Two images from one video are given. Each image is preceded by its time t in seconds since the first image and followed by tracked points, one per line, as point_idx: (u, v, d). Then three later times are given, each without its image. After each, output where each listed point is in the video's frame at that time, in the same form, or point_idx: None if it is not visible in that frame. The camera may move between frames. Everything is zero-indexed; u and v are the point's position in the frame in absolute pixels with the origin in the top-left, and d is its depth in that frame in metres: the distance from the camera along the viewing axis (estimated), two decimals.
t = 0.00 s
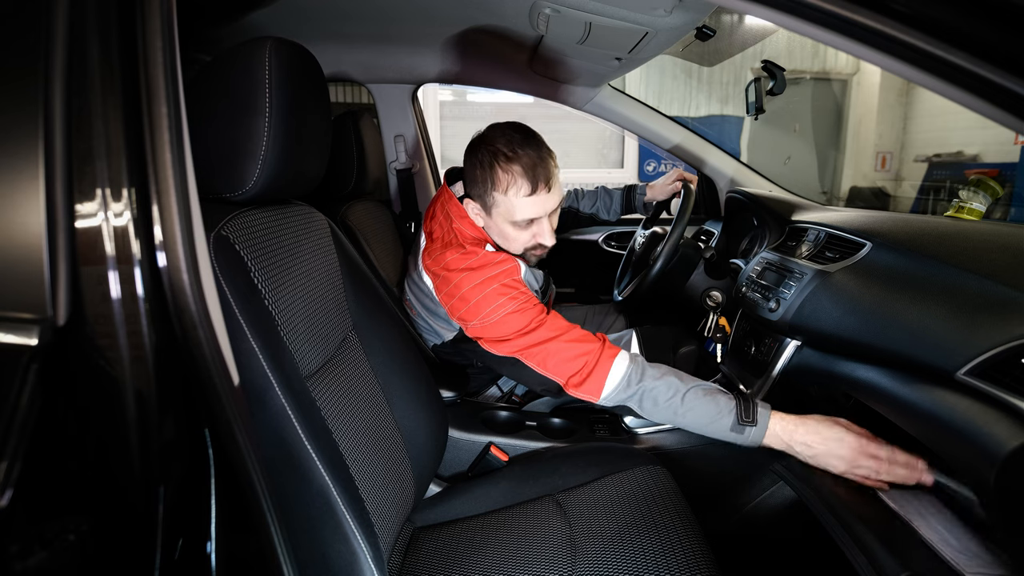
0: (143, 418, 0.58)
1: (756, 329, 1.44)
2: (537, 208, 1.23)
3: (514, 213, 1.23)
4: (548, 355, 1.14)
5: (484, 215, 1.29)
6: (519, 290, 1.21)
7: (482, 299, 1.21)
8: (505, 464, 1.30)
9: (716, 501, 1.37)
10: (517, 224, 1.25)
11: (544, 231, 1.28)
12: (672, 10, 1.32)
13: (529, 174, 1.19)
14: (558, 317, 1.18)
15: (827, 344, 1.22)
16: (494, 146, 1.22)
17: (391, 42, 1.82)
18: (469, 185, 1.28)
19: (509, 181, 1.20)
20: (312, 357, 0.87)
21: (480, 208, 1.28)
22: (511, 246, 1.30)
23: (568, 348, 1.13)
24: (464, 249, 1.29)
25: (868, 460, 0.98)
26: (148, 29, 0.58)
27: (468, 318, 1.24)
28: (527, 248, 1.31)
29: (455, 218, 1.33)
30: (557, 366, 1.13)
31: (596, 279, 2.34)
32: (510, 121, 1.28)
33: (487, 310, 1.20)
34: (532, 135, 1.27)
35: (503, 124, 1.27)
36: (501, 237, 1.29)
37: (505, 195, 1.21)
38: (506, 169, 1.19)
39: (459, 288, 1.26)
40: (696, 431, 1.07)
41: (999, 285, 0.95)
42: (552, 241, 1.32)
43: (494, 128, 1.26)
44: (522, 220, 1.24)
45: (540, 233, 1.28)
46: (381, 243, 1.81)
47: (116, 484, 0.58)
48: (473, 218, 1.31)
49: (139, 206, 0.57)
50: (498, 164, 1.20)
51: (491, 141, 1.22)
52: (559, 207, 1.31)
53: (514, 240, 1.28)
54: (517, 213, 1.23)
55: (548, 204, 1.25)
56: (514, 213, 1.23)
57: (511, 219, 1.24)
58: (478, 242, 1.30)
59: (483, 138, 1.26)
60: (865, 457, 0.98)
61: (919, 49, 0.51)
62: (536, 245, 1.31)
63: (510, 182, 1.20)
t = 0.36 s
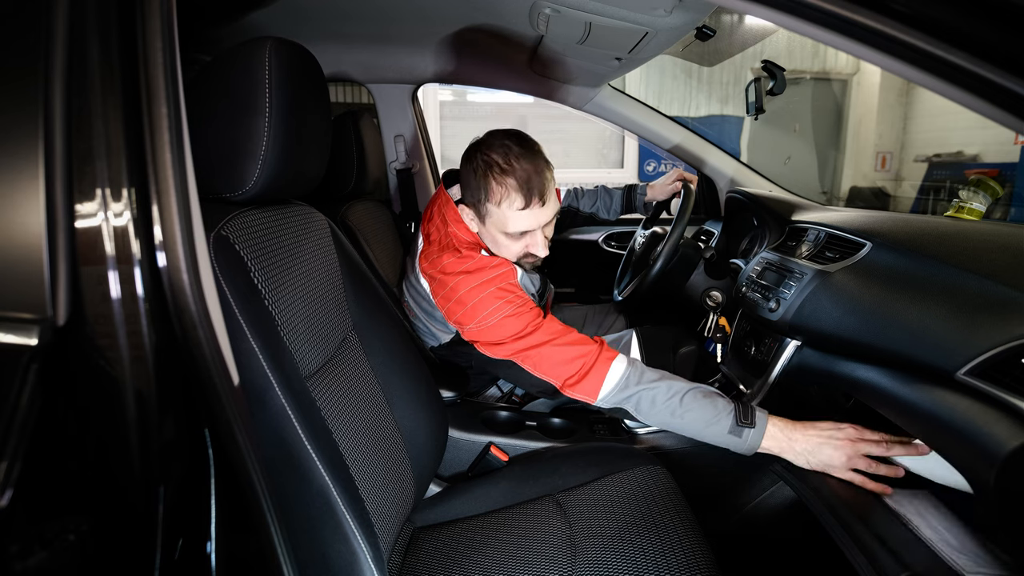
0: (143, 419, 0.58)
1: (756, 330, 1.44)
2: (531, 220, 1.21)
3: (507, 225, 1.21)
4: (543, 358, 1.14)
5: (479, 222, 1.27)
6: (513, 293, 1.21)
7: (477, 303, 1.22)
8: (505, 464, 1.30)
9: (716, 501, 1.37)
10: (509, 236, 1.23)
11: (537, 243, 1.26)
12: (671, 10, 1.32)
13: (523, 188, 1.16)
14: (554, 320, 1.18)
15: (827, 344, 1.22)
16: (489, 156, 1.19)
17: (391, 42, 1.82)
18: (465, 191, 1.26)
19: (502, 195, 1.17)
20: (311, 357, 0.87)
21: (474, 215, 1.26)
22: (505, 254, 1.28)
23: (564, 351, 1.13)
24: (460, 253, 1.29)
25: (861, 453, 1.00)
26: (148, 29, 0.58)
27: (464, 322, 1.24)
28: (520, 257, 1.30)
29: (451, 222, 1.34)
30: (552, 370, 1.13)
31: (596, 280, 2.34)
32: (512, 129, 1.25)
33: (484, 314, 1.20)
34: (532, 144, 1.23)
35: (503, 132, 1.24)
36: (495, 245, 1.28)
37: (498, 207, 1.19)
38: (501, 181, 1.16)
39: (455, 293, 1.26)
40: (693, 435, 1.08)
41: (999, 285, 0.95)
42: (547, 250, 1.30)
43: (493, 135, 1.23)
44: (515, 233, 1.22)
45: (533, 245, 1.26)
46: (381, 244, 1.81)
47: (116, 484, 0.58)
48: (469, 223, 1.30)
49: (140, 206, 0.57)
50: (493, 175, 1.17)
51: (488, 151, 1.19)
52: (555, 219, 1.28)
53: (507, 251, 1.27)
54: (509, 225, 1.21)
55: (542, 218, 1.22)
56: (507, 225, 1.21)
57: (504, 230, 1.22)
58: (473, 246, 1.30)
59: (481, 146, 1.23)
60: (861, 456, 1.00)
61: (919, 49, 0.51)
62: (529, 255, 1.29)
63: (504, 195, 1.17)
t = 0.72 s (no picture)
0: (143, 418, 0.58)
1: (756, 330, 1.44)
2: (531, 200, 1.22)
3: (507, 203, 1.22)
4: (520, 372, 1.11)
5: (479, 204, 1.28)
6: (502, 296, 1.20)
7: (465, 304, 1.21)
8: (505, 464, 1.30)
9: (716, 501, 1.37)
10: (509, 216, 1.24)
11: (536, 225, 1.27)
12: (671, 10, 1.32)
13: (525, 166, 1.17)
14: (538, 332, 1.15)
15: (828, 344, 1.22)
16: (492, 135, 1.20)
17: (391, 42, 1.82)
18: (466, 172, 1.27)
19: (504, 172, 1.18)
20: (311, 357, 0.87)
21: (475, 196, 1.27)
22: (504, 236, 1.29)
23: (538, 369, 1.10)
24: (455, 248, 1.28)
25: (790, 458, 0.88)
26: (148, 29, 0.58)
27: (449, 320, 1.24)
28: (518, 241, 1.30)
29: (449, 214, 1.34)
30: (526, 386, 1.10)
31: (596, 280, 2.34)
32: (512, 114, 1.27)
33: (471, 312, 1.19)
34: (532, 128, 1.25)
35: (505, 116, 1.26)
36: (494, 227, 1.29)
37: (499, 185, 1.20)
38: (502, 158, 1.18)
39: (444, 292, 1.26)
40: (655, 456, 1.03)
41: (999, 285, 0.95)
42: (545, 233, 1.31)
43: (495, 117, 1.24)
44: (514, 213, 1.23)
45: (532, 227, 1.27)
46: (381, 244, 1.81)
47: (116, 483, 0.58)
48: (470, 207, 1.31)
49: (140, 206, 0.57)
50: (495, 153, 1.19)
51: (490, 132, 1.21)
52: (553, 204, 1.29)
53: (505, 232, 1.27)
54: (509, 204, 1.22)
55: (542, 198, 1.23)
56: (507, 203, 1.22)
57: (504, 209, 1.23)
58: (468, 237, 1.29)
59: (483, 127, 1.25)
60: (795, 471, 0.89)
61: (919, 49, 0.51)
62: (527, 239, 1.30)
63: (506, 173, 1.18)
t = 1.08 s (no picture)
0: (143, 419, 0.58)
1: (756, 330, 1.44)
2: (560, 178, 1.12)
3: (539, 180, 1.11)
4: (533, 351, 1.06)
5: (505, 182, 1.14)
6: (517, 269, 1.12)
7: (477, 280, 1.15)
8: (505, 464, 1.29)
9: (716, 502, 1.38)
10: (536, 197, 1.13)
11: (561, 207, 1.16)
12: (671, 10, 1.33)
13: (557, 142, 1.09)
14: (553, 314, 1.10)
15: (828, 344, 1.22)
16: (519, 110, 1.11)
17: (391, 41, 1.82)
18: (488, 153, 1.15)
19: (540, 144, 1.09)
20: (311, 357, 0.87)
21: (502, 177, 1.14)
22: (529, 222, 1.16)
23: (552, 349, 1.06)
24: (469, 227, 1.18)
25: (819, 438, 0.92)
26: (148, 30, 0.58)
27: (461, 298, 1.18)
28: (541, 226, 1.18)
29: (468, 195, 1.20)
30: (539, 364, 1.06)
31: (596, 280, 2.34)
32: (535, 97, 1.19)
33: (483, 290, 1.13)
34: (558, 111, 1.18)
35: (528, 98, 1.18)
36: (517, 210, 1.15)
37: (530, 162, 1.09)
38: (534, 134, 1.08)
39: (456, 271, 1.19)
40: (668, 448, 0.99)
41: (999, 285, 0.95)
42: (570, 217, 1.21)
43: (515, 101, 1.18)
44: (543, 193, 1.13)
45: (558, 211, 1.17)
46: (381, 243, 1.81)
47: (116, 484, 0.58)
48: (491, 189, 1.16)
49: (140, 206, 0.57)
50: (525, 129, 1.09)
51: (518, 110, 1.11)
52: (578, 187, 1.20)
53: (532, 214, 1.15)
54: (539, 183, 1.11)
55: (571, 178, 1.14)
56: (540, 180, 1.11)
57: (533, 188, 1.12)
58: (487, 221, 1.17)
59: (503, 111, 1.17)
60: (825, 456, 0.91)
61: (919, 49, 0.51)
62: (551, 222, 1.18)
63: (542, 145, 1.09)
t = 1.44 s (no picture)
0: (142, 418, 0.58)
1: (757, 329, 1.48)
2: (666, 185, 1.14)
3: (650, 185, 1.12)
4: (650, 323, 1.10)
5: (610, 186, 1.14)
6: (614, 255, 1.15)
7: (580, 263, 1.16)
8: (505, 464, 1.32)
9: (715, 501, 1.38)
10: (643, 202, 1.14)
11: (661, 214, 1.19)
12: (671, 10, 1.33)
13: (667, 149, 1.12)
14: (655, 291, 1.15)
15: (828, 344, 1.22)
16: (629, 118, 1.14)
17: (391, 41, 1.82)
18: (591, 155, 1.15)
19: (654, 150, 1.11)
20: (311, 357, 0.87)
21: (608, 180, 1.14)
22: (629, 226, 1.17)
23: (671, 320, 1.09)
24: (565, 219, 1.17)
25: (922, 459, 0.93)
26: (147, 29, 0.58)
27: (567, 278, 1.18)
28: (639, 231, 1.19)
29: (565, 190, 1.18)
30: (656, 336, 1.08)
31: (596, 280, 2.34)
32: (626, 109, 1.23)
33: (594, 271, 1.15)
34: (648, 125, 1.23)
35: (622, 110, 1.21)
36: (617, 215, 1.15)
37: (643, 166, 1.11)
38: (647, 139, 1.11)
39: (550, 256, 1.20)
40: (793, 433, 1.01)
41: (999, 285, 0.95)
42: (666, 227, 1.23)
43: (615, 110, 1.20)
44: (650, 198, 1.14)
45: (657, 218, 1.18)
46: (382, 243, 1.82)
47: (115, 483, 0.58)
48: (593, 193, 1.16)
49: (139, 206, 0.57)
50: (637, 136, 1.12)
51: (626, 118, 1.14)
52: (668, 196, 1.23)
53: (636, 219, 1.16)
54: (647, 187, 1.13)
55: (674, 185, 1.17)
56: (650, 186, 1.13)
57: (641, 193, 1.13)
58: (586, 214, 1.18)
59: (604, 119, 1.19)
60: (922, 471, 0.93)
61: (917, 49, 0.51)
62: (648, 228, 1.20)
63: (655, 152, 1.11)
